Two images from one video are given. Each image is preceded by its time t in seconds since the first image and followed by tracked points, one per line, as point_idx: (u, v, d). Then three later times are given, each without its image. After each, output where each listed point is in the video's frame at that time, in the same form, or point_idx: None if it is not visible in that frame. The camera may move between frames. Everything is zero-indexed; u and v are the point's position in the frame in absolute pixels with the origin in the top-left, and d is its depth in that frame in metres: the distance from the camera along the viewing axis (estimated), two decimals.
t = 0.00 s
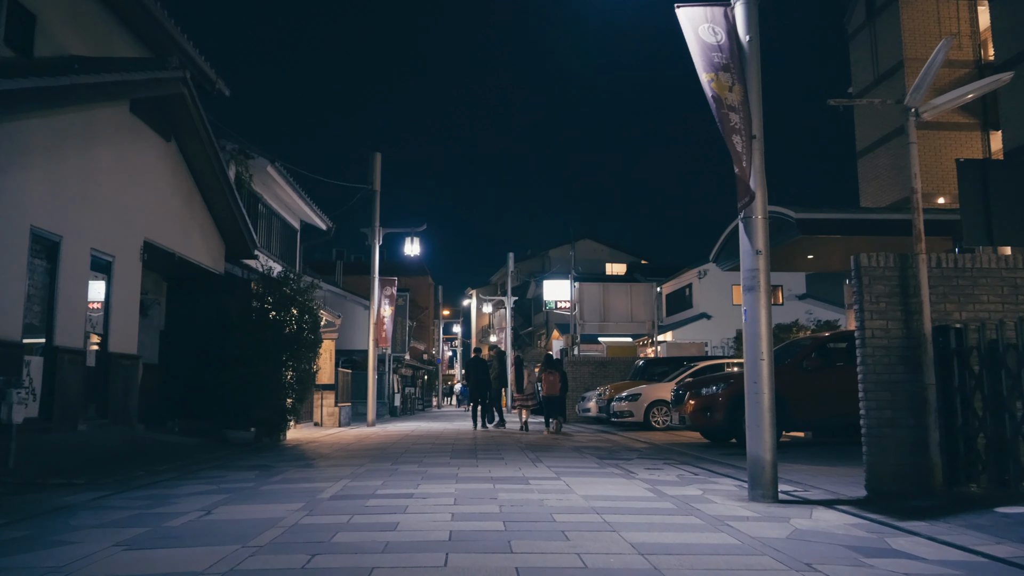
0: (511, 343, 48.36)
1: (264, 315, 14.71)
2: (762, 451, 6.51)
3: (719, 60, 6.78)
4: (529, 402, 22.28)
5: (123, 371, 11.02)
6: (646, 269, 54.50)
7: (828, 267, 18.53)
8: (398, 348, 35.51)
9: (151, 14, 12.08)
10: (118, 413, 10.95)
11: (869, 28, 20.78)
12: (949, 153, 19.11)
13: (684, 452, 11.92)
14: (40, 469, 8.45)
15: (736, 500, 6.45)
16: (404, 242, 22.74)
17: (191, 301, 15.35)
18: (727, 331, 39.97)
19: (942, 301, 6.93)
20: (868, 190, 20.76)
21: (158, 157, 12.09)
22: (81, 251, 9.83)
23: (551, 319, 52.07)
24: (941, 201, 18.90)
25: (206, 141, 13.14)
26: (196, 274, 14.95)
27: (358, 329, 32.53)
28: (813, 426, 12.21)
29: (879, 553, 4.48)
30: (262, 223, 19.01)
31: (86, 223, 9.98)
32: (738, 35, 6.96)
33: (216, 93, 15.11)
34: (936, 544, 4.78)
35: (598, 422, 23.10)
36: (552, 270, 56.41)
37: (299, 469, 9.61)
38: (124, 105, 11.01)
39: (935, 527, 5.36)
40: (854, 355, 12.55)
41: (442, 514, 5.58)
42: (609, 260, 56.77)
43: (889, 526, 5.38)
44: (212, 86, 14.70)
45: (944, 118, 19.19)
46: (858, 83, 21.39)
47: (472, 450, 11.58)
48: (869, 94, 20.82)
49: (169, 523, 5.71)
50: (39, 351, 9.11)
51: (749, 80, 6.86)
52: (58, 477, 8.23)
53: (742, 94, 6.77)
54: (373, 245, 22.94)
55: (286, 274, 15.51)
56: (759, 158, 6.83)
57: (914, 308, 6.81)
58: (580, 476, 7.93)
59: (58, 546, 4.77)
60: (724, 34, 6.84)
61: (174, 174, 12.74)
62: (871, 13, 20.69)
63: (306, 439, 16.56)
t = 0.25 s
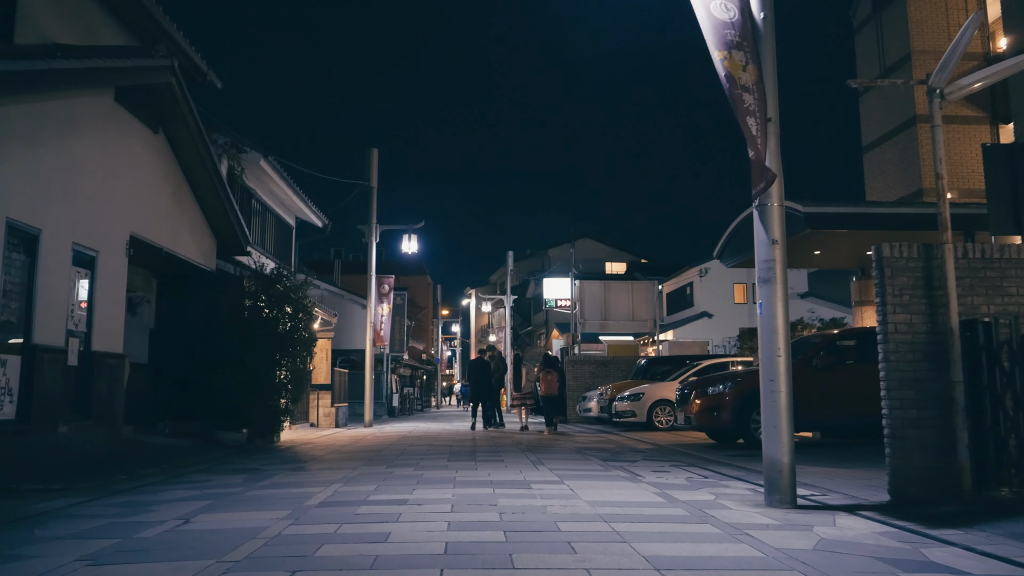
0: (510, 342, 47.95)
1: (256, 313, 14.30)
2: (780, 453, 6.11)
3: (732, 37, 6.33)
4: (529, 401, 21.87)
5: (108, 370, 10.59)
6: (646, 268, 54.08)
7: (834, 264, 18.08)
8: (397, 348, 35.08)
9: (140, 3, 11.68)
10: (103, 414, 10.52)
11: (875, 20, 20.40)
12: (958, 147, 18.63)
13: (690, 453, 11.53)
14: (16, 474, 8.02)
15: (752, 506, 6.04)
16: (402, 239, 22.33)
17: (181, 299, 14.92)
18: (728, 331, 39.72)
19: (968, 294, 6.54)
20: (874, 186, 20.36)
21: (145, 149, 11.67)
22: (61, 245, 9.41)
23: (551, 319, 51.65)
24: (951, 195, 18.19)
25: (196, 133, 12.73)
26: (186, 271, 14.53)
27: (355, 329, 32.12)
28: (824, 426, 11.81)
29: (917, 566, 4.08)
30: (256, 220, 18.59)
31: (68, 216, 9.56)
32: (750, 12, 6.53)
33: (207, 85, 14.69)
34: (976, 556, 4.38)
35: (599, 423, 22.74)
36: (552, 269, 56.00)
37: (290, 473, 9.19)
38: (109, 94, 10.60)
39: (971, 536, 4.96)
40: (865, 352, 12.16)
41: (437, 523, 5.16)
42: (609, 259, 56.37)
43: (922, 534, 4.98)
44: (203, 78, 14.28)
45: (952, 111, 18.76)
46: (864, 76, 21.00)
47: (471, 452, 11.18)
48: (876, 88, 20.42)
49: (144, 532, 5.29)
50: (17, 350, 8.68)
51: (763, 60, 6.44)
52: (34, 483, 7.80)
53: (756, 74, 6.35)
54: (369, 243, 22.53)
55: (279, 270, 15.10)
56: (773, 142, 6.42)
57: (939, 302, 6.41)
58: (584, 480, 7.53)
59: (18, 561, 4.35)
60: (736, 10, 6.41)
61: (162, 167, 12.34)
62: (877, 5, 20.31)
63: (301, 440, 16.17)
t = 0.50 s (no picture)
0: (512, 342, 47.60)
1: (253, 311, 13.98)
2: (800, 458, 5.75)
3: (749, 16, 5.98)
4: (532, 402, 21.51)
5: (98, 369, 10.26)
6: (649, 267, 53.69)
7: (844, 262, 17.63)
8: (398, 348, 34.67)
9: None
10: (92, 415, 10.18)
11: (885, 13, 20.02)
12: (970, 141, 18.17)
13: (697, 456, 11.19)
14: None
15: (771, 513, 5.69)
16: (403, 237, 21.99)
17: (176, 295, 14.57)
18: (734, 330, 39.17)
19: (999, 290, 6.18)
20: (884, 182, 19.96)
21: (137, 141, 11.33)
22: (48, 238, 9.07)
23: (553, 318, 51.24)
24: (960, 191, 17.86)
25: (190, 126, 12.39)
26: (182, 268, 14.19)
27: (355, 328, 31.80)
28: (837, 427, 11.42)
29: None
30: (254, 216, 18.25)
31: (55, 210, 9.22)
32: None
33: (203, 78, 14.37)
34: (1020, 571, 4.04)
35: (603, 423, 22.42)
36: (554, 268, 55.59)
37: (284, 475, 8.86)
38: (99, 84, 10.27)
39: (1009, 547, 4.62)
40: (878, 351, 11.79)
41: (435, 533, 4.81)
42: (612, 258, 55.99)
43: (957, 547, 4.64)
44: (199, 70, 13.95)
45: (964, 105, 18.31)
46: (873, 70, 20.62)
47: (473, 454, 10.82)
48: (885, 82, 20.03)
49: (122, 541, 4.94)
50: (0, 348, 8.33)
51: (782, 39, 6.08)
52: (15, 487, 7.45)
53: (774, 55, 5.99)
54: (370, 240, 22.17)
55: (275, 267, 14.77)
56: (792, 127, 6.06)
57: (969, 297, 6.06)
58: (591, 485, 7.17)
59: None
60: None
61: (155, 160, 12.01)
62: None
63: (299, 441, 15.85)
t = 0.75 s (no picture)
0: (512, 342, 47.21)
1: (245, 308, 13.57)
2: (822, 462, 5.36)
3: None
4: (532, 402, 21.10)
5: (81, 368, 9.85)
6: (650, 266, 53.29)
7: (852, 258, 17.22)
8: (396, 348, 34.26)
9: None
10: (75, 415, 9.78)
11: (893, 6, 19.63)
12: (981, 135, 17.76)
13: (704, 458, 10.79)
14: None
15: (791, 521, 5.30)
16: (401, 233, 21.58)
17: (167, 292, 14.17)
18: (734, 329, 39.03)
19: None
20: (892, 178, 19.57)
21: (122, 130, 10.93)
22: (27, 229, 8.66)
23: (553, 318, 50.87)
24: (967, 187, 17.41)
25: (180, 116, 12.00)
26: (172, 264, 13.79)
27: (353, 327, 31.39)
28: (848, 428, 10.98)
29: None
30: (248, 212, 17.84)
31: (35, 200, 8.82)
32: None
33: (195, 68, 13.98)
34: None
35: (604, 423, 22.02)
36: (554, 267, 55.19)
37: (273, 478, 8.46)
38: (82, 72, 9.88)
39: None
40: (890, 350, 11.40)
41: (430, 543, 4.41)
42: (612, 258, 55.59)
43: (999, 560, 4.25)
44: (191, 60, 13.55)
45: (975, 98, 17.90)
46: (881, 64, 20.23)
47: (472, 455, 10.44)
48: (894, 75, 19.63)
49: (89, 552, 4.55)
50: None
51: (801, 13, 5.69)
52: None
53: (794, 30, 5.60)
54: (367, 237, 21.76)
55: (268, 263, 14.36)
56: (813, 107, 5.66)
57: (1001, 290, 5.67)
58: (596, 489, 6.79)
59: None
60: None
61: (143, 151, 11.62)
62: None
63: (293, 442, 15.46)
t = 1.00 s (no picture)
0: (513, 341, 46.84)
1: (242, 306, 13.21)
2: (848, 467, 5.00)
3: None
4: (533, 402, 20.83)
5: (68, 367, 9.50)
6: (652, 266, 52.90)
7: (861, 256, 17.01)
8: (396, 347, 33.93)
9: None
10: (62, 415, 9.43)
11: None
12: (993, 129, 17.37)
13: (713, 460, 10.44)
14: None
15: (815, 530, 4.95)
16: (401, 231, 21.24)
17: (160, 290, 13.81)
18: (739, 329, 38.82)
19: None
20: (901, 173, 19.19)
21: (112, 122, 10.58)
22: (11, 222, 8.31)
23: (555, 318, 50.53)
24: (978, 183, 17.03)
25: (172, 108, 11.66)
26: (166, 261, 13.45)
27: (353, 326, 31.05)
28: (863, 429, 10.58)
29: None
30: (245, 209, 17.48)
31: (19, 190, 8.47)
32: None
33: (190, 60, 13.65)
34: None
35: (608, 424, 21.66)
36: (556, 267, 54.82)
37: (266, 481, 8.10)
38: (70, 60, 9.56)
39: None
40: (904, 349, 11.04)
41: (426, 556, 4.05)
42: (615, 257, 55.21)
43: None
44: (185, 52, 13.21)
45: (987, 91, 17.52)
46: (890, 58, 19.86)
47: (473, 457, 10.10)
48: (903, 69, 19.26)
49: (58, 564, 4.20)
50: None
51: None
52: None
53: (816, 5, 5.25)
54: (366, 234, 21.40)
55: (264, 259, 13.99)
56: (837, 88, 5.31)
57: None
58: (604, 495, 6.43)
59: None
60: None
61: (134, 143, 11.29)
62: None
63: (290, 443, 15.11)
